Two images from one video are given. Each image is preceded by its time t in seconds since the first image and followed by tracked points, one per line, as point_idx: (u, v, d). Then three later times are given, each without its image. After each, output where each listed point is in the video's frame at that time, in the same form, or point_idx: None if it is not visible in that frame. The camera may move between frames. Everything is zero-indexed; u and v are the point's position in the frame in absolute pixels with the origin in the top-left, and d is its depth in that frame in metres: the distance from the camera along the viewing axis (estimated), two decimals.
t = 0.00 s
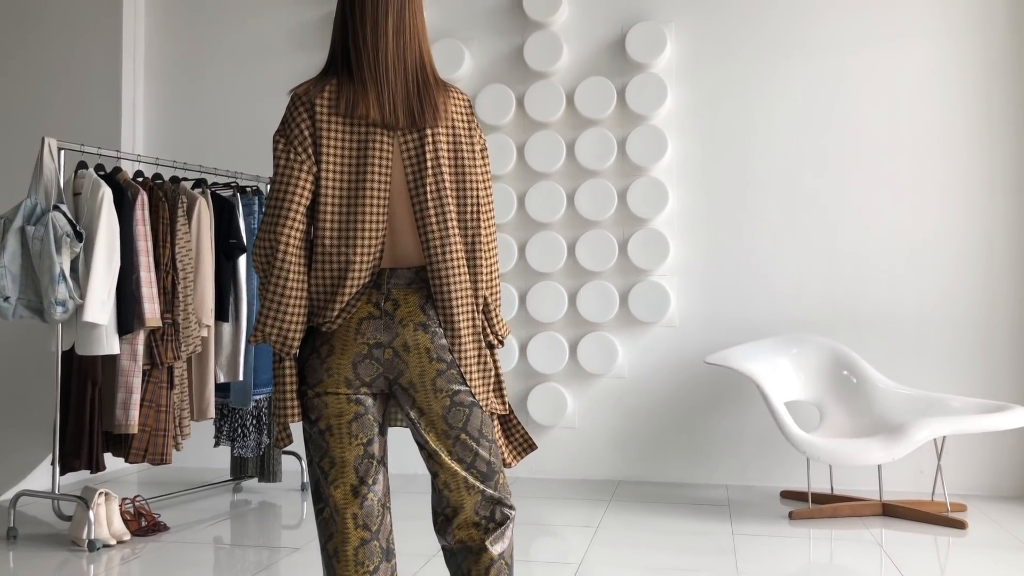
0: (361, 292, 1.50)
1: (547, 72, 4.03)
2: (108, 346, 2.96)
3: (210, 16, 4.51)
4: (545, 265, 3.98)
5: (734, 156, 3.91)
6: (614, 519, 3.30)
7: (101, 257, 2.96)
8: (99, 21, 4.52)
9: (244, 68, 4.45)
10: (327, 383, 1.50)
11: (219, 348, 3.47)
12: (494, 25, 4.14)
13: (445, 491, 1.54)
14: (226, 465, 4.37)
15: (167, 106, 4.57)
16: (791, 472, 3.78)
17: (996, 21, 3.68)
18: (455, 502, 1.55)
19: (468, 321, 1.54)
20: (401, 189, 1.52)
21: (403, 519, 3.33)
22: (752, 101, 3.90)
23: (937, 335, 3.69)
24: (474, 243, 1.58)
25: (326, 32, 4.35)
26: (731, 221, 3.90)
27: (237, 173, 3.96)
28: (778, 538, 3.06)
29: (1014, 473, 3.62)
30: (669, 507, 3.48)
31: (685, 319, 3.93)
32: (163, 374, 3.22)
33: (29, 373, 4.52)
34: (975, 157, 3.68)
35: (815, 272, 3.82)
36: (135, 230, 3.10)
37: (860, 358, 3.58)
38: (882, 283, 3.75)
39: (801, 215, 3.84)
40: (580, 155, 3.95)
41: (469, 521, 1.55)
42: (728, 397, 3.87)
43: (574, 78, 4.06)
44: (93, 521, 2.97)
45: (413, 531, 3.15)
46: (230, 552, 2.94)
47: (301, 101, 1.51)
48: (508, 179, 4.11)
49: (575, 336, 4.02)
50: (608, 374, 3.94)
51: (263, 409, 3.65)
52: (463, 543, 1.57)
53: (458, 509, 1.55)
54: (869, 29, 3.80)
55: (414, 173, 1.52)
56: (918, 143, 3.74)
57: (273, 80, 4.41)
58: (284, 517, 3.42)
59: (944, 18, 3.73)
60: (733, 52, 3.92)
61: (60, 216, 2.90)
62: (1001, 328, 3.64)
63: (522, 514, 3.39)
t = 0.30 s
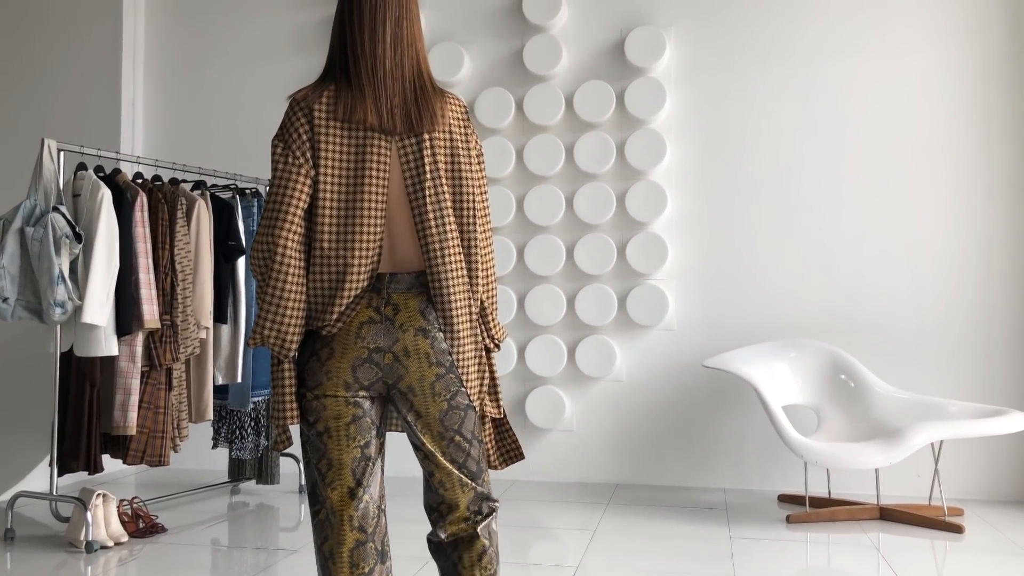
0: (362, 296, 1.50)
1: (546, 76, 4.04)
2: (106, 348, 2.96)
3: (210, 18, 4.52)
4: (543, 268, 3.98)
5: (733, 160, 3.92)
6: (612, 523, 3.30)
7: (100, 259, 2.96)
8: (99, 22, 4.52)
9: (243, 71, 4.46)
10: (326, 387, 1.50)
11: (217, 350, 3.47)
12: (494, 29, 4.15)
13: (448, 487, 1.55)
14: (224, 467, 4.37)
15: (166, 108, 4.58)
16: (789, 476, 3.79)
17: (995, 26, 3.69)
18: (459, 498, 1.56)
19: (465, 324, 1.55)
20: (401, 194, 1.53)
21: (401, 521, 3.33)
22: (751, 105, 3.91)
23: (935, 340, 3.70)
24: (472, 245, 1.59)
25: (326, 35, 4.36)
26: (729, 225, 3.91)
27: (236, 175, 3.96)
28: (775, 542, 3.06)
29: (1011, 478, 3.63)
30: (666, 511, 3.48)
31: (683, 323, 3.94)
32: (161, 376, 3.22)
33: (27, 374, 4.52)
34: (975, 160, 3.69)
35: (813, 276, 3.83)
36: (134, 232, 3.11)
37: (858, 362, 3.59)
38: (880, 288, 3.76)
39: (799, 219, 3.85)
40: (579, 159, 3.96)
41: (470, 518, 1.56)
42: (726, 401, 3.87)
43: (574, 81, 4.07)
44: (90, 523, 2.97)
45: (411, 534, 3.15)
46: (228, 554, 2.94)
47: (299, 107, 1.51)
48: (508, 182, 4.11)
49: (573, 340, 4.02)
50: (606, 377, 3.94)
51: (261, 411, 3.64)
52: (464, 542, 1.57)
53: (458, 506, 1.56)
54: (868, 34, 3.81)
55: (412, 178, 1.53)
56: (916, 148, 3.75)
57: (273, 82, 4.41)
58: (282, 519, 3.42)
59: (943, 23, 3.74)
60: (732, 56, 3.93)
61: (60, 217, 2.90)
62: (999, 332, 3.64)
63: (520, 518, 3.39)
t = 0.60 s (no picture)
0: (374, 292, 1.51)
1: (542, 81, 4.06)
2: (103, 352, 2.96)
3: (208, 22, 4.53)
4: (540, 272, 3.99)
5: (728, 164, 3.93)
6: (608, 527, 3.31)
7: (97, 264, 2.96)
8: (96, 27, 4.53)
9: (241, 75, 4.47)
10: (350, 387, 1.50)
11: (214, 354, 3.47)
12: (490, 34, 4.17)
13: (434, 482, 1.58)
14: (220, 471, 4.37)
15: (163, 112, 4.58)
16: (785, 479, 3.80)
17: (990, 32, 3.71)
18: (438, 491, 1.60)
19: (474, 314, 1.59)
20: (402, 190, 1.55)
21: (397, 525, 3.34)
22: (747, 110, 3.92)
23: (931, 343, 3.71)
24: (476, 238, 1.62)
25: (323, 39, 4.37)
26: (725, 230, 3.92)
27: (233, 179, 3.97)
28: (771, 546, 3.07)
29: (1006, 482, 3.64)
30: (663, 515, 3.49)
31: (679, 327, 3.95)
32: (158, 380, 3.22)
33: (24, 378, 4.52)
34: (970, 164, 3.70)
35: (809, 280, 3.84)
36: (131, 237, 3.11)
37: (853, 366, 3.60)
38: (875, 292, 3.77)
39: (795, 224, 3.86)
40: (576, 163, 3.97)
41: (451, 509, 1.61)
42: (721, 406, 3.88)
43: (570, 86, 4.08)
44: (86, 527, 2.97)
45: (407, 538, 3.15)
46: (225, 558, 2.93)
47: (299, 106, 1.54)
48: (505, 187, 4.12)
49: (570, 344, 4.03)
50: (602, 381, 3.94)
51: (257, 415, 3.69)
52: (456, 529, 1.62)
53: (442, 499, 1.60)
54: (863, 40, 3.83)
55: (415, 177, 1.56)
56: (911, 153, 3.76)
57: (270, 87, 4.42)
58: (278, 523, 3.42)
59: (938, 27, 3.76)
60: (728, 61, 3.95)
61: (57, 221, 2.91)
62: (994, 337, 3.65)
63: (517, 522, 3.40)
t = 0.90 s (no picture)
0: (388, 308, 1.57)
1: (540, 83, 4.06)
2: (100, 355, 2.95)
3: (205, 25, 4.53)
4: (538, 274, 3.99)
5: (726, 167, 3.93)
6: (606, 529, 3.31)
7: (94, 266, 2.96)
8: (94, 29, 4.53)
9: (238, 77, 4.46)
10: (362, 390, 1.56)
11: (211, 357, 3.47)
12: (488, 36, 4.17)
13: (431, 490, 1.63)
14: (217, 474, 4.36)
15: (161, 115, 4.58)
16: (783, 481, 3.80)
17: (986, 34, 3.72)
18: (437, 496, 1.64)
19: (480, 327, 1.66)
20: (418, 211, 1.60)
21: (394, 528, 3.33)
22: (745, 112, 3.93)
23: (928, 345, 3.71)
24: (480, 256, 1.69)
25: (320, 42, 4.37)
26: (723, 232, 3.93)
27: (231, 181, 3.96)
28: (769, 548, 3.07)
29: (1003, 483, 3.64)
30: (661, 517, 3.49)
31: (677, 329, 3.95)
32: (155, 382, 3.22)
33: (21, 381, 4.51)
34: (967, 165, 3.71)
35: (806, 282, 3.84)
36: (129, 239, 3.11)
37: (851, 368, 3.60)
38: (872, 294, 3.78)
39: (792, 226, 3.86)
40: (574, 165, 3.97)
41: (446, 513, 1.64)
42: (719, 407, 3.88)
43: (568, 88, 4.08)
44: (83, 530, 2.96)
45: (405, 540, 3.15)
46: (222, 560, 2.93)
47: (319, 131, 1.57)
48: (502, 188, 4.12)
49: (568, 346, 4.03)
50: (600, 383, 3.94)
51: (255, 417, 3.67)
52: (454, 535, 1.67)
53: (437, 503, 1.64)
54: (860, 42, 3.84)
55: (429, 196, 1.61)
56: (908, 155, 3.77)
57: (267, 89, 4.42)
58: (276, 526, 3.41)
59: (934, 30, 3.77)
60: (726, 63, 3.96)
61: (54, 223, 2.90)
62: (990, 338, 3.66)
63: (515, 524, 3.39)
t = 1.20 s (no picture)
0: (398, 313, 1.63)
1: (534, 81, 4.06)
2: (92, 353, 2.95)
3: (199, 22, 4.52)
4: (532, 272, 3.99)
5: (720, 166, 3.94)
6: (599, 527, 3.31)
7: (87, 263, 2.95)
8: (87, 26, 4.51)
9: (232, 74, 4.45)
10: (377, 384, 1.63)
11: (204, 355, 3.46)
12: (482, 35, 4.17)
13: (436, 473, 1.71)
14: (211, 472, 4.35)
15: (155, 112, 4.57)
16: (775, 480, 3.81)
17: (977, 34, 3.73)
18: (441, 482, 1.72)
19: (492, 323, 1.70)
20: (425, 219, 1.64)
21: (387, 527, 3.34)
22: (738, 111, 3.93)
23: (921, 345, 3.72)
24: (488, 259, 1.71)
25: (314, 40, 4.36)
26: (717, 231, 3.93)
27: (224, 179, 3.95)
28: (761, 546, 3.07)
29: (994, 481, 3.66)
30: (654, 515, 3.49)
31: (670, 328, 3.95)
32: (148, 381, 3.20)
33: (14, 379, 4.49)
34: (959, 164, 3.72)
35: (799, 281, 3.85)
36: (121, 237, 3.09)
37: (844, 367, 3.61)
38: (864, 293, 3.79)
39: (786, 225, 3.87)
40: (568, 164, 3.97)
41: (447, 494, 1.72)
42: (712, 406, 3.89)
43: (562, 87, 4.08)
44: (75, 528, 2.95)
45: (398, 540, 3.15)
46: (215, 559, 2.93)
47: (328, 147, 1.63)
48: (496, 187, 4.12)
49: (561, 344, 4.03)
50: (594, 382, 3.95)
51: (248, 416, 3.67)
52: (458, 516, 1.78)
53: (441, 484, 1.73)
54: (852, 41, 3.84)
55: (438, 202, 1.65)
56: (901, 154, 3.78)
57: (261, 87, 4.41)
58: (269, 525, 3.40)
59: (927, 30, 3.78)
60: (719, 62, 3.96)
61: (46, 221, 2.89)
62: (981, 337, 3.68)
63: (508, 522, 3.39)
